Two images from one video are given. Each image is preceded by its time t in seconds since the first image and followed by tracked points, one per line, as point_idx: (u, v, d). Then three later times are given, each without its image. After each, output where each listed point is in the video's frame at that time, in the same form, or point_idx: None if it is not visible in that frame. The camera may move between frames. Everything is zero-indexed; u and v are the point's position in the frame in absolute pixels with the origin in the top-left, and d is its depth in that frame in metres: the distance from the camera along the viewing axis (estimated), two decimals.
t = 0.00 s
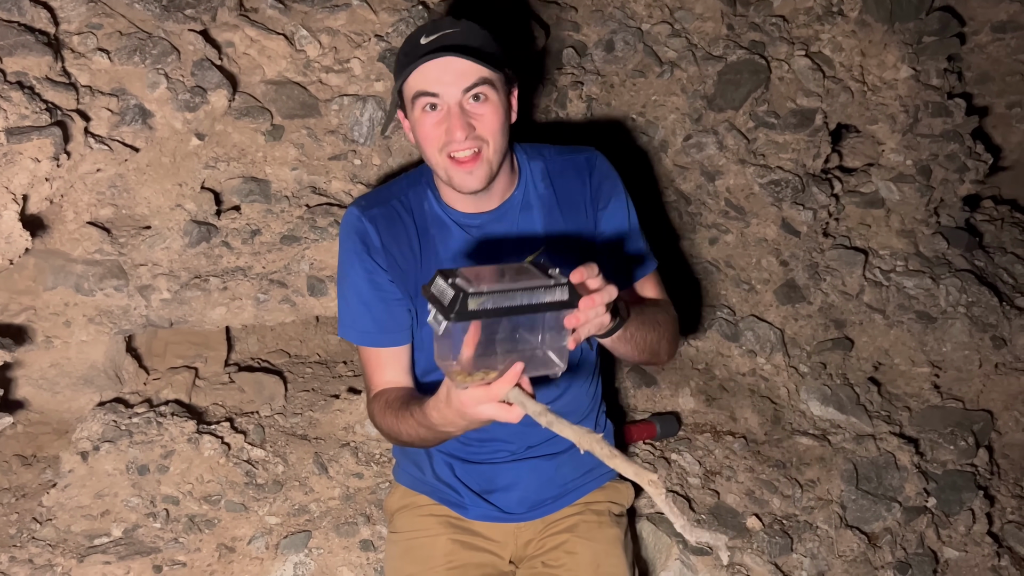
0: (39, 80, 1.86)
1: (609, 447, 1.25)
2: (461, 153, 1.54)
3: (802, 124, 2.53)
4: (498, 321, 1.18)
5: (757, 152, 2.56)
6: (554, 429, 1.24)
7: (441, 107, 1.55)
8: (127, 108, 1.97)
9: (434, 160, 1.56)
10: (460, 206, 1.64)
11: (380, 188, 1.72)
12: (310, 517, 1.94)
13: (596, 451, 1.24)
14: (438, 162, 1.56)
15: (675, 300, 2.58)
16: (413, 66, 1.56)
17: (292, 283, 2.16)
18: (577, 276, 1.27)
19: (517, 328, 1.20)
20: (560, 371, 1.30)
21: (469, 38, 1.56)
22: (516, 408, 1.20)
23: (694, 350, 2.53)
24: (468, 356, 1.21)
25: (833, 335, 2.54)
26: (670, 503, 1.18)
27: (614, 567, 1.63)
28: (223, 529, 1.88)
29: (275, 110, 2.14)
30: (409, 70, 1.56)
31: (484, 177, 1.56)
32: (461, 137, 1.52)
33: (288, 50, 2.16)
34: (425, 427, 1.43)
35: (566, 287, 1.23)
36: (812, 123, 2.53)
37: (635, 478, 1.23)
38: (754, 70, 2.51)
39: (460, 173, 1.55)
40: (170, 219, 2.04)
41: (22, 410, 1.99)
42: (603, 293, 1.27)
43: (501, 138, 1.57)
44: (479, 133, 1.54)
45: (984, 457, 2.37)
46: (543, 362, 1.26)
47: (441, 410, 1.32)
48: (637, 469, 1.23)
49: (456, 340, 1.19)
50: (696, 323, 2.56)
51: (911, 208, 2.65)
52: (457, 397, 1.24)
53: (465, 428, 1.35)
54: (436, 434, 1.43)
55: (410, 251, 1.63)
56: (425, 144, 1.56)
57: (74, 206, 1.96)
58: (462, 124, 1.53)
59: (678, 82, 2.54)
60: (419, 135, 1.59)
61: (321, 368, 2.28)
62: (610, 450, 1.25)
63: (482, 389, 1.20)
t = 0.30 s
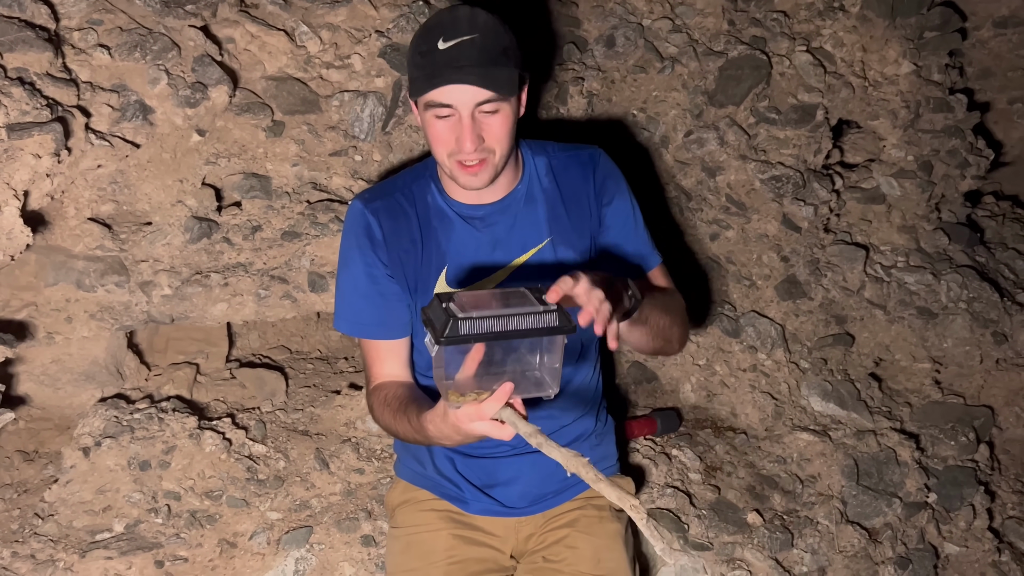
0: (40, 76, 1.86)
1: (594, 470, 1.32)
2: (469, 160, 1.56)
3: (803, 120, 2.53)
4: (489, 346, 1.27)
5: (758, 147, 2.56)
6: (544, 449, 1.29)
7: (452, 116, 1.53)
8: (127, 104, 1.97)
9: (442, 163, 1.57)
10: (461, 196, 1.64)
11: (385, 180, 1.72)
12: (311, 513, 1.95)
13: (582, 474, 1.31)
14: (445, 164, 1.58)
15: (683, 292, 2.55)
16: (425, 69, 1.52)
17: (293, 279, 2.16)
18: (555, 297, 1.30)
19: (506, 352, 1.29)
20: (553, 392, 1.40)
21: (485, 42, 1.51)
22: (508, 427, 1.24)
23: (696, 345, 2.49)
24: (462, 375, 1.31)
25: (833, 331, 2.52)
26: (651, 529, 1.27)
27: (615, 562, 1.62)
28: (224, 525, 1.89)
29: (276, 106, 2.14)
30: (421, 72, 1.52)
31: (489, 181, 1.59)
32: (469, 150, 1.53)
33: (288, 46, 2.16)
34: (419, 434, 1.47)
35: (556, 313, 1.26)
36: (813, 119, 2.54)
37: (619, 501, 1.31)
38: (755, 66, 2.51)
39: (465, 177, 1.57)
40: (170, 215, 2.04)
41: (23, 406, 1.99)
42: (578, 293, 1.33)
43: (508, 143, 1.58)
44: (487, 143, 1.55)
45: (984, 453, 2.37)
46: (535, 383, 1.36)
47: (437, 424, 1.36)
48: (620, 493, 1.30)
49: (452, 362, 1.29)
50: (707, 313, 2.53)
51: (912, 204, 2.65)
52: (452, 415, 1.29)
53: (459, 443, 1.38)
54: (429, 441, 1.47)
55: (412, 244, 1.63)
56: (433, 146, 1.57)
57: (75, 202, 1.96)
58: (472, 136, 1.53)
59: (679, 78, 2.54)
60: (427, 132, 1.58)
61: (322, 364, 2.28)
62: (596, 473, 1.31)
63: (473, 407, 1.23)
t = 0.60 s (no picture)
0: (38, 71, 1.85)
1: (609, 459, 1.26)
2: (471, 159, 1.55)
3: (803, 114, 2.53)
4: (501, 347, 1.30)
5: (758, 142, 2.55)
6: (556, 444, 1.26)
7: (457, 115, 1.53)
8: (125, 98, 1.97)
9: (444, 160, 1.57)
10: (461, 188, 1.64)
11: (385, 175, 1.72)
12: (311, 508, 1.95)
13: (598, 463, 1.24)
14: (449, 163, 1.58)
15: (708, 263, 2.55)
16: (431, 66, 1.52)
17: (292, 274, 2.15)
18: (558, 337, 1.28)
19: (518, 356, 1.34)
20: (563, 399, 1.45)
21: (492, 43, 1.52)
22: (519, 426, 1.23)
23: (695, 340, 2.48)
24: (473, 379, 1.33)
25: (833, 326, 2.52)
26: (669, 506, 1.16)
27: (614, 557, 1.62)
28: (224, 520, 1.89)
29: (274, 100, 2.14)
30: (426, 69, 1.52)
31: (491, 179, 1.60)
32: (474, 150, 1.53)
33: (287, 41, 2.15)
34: (426, 434, 1.47)
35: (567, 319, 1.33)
36: (813, 113, 2.53)
37: (636, 484, 1.22)
38: (754, 60, 2.50)
39: (469, 176, 1.57)
40: (169, 210, 2.04)
41: (22, 401, 1.99)
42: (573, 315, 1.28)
43: (511, 142, 1.58)
44: (492, 143, 1.55)
45: (984, 447, 2.38)
46: (545, 390, 1.40)
47: (446, 425, 1.38)
48: (637, 476, 1.22)
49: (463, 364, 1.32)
50: (736, 277, 2.54)
51: (912, 198, 2.65)
52: (462, 417, 1.29)
53: (467, 444, 1.39)
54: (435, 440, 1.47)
55: (412, 238, 1.63)
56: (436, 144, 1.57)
57: (74, 197, 1.96)
58: (477, 136, 1.53)
59: (679, 72, 2.53)
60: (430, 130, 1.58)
61: (321, 360, 2.28)
62: (610, 461, 1.25)
63: (483, 410, 1.24)
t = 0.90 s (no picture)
0: (38, 65, 1.85)
1: (617, 451, 1.25)
2: (471, 156, 1.55)
3: (805, 108, 2.52)
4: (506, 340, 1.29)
5: (759, 136, 2.55)
6: (564, 439, 1.27)
7: (458, 113, 1.52)
8: (125, 92, 1.96)
9: (443, 155, 1.57)
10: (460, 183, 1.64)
11: (383, 172, 1.72)
12: (312, 502, 1.95)
13: (605, 456, 1.24)
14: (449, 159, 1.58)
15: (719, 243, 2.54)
16: (434, 63, 1.51)
17: (293, 269, 2.15)
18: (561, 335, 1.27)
19: (523, 351, 1.35)
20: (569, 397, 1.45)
21: (496, 41, 1.51)
22: (525, 423, 1.23)
23: (697, 335, 2.48)
24: (478, 375, 1.34)
25: (835, 320, 2.52)
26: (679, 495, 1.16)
27: (615, 551, 1.62)
28: (226, 514, 1.89)
29: (275, 95, 2.13)
30: (429, 65, 1.52)
31: (490, 176, 1.60)
32: (475, 147, 1.53)
33: (288, 34, 2.14)
34: (431, 432, 1.47)
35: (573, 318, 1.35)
36: (815, 107, 2.53)
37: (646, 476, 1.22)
38: (756, 54, 2.49)
39: (468, 171, 1.57)
40: (170, 205, 2.03)
41: (23, 396, 1.99)
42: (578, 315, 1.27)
43: (511, 139, 1.58)
44: (493, 141, 1.55)
45: (986, 442, 2.37)
46: (551, 387, 1.41)
47: (451, 424, 1.38)
48: (646, 467, 1.21)
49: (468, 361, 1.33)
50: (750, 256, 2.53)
51: (914, 192, 2.64)
52: (468, 415, 1.30)
53: (472, 443, 1.39)
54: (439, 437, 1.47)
55: (412, 232, 1.62)
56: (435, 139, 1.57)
57: (74, 191, 1.95)
58: (478, 134, 1.53)
59: (680, 66, 2.52)
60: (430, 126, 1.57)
61: (322, 354, 2.28)
62: (618, 453, 1.25)
63: (489, 407, 1.24)
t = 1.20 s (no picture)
0: (38, 61, 1.84)
1: (621, 443, 1.26)
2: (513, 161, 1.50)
3: (807, 104, 2.52)
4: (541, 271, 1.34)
5: (762, 132, 2.54)
6: (567, 432, 1.29)
7: (505, 125, 1.44)
8: (127, 89, 1.96)
9: (484, 162, 1.49)
10: (460, 179, 1.60)
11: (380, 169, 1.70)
12: (315, 499, 1.95)
13: (609, 449, 1.25)
14: (488, 168, 1.51)
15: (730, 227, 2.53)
16: (490, 72, 1.41)
17: (294, 266, 2.15)
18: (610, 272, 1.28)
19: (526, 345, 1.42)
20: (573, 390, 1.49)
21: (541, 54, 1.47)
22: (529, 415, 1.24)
23: (698, 331, 2.48)
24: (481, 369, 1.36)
25: (837, 316, 2.51)
26: (681, 487, 1.15)
27: (617, 548, 1.62)
28: (228, 511, 1.88)
29: (276, 91, 2.13)
30: (481, 75, 1.41)
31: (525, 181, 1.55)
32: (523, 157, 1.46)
33: (289, 30, 2.14)
34: (434, 428, 1.46)
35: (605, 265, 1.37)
36: (817, 103, 2.53)
37: (649, 468, 1.22)
38: (759, 49, 2.49)
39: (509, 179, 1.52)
40: (171, 201, 2.03)
41: (25, 393, 1.99)
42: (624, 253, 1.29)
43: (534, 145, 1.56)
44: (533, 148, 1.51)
45: (988, 438, 2.37)
46: (556, 380, 1.45)
47: (454, 419, 1.36)
48: (649, 460, 1.22)
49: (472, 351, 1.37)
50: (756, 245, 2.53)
51: (916, 188, 2.64)
52: (471, 408, 1.29)
53: (476, 437, 1.38)
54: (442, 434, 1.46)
55: (409, 230, 1.61)
56: (477, 146, 1.48)
57: (75, 188, 1.95)
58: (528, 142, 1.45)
59: (683, 61, 2.51)
60: (466, 137, 1.48)
61: (324, 351, 2.28)
62: (622, 446, 1.25)
63: (493, 401, 1.23)
